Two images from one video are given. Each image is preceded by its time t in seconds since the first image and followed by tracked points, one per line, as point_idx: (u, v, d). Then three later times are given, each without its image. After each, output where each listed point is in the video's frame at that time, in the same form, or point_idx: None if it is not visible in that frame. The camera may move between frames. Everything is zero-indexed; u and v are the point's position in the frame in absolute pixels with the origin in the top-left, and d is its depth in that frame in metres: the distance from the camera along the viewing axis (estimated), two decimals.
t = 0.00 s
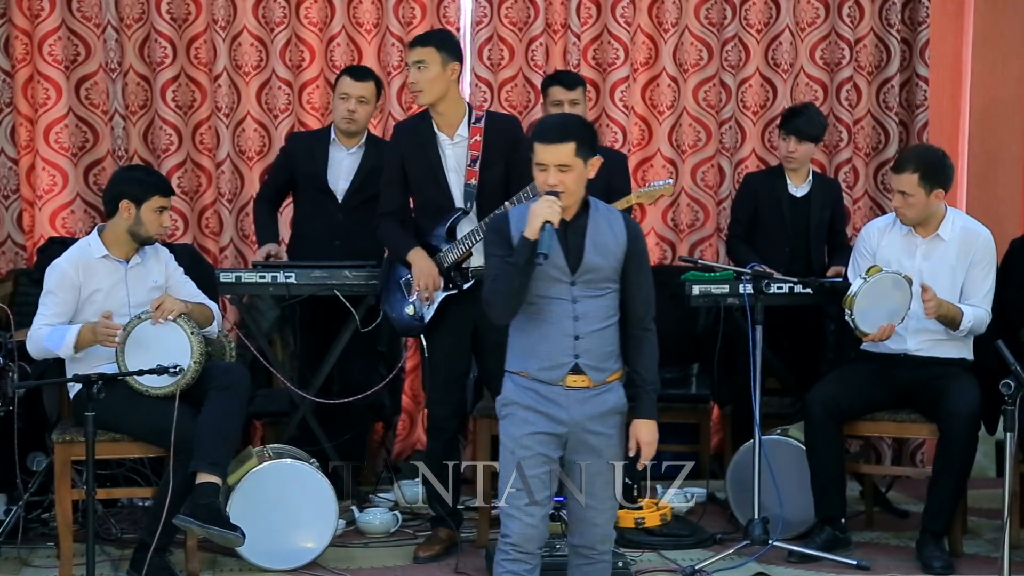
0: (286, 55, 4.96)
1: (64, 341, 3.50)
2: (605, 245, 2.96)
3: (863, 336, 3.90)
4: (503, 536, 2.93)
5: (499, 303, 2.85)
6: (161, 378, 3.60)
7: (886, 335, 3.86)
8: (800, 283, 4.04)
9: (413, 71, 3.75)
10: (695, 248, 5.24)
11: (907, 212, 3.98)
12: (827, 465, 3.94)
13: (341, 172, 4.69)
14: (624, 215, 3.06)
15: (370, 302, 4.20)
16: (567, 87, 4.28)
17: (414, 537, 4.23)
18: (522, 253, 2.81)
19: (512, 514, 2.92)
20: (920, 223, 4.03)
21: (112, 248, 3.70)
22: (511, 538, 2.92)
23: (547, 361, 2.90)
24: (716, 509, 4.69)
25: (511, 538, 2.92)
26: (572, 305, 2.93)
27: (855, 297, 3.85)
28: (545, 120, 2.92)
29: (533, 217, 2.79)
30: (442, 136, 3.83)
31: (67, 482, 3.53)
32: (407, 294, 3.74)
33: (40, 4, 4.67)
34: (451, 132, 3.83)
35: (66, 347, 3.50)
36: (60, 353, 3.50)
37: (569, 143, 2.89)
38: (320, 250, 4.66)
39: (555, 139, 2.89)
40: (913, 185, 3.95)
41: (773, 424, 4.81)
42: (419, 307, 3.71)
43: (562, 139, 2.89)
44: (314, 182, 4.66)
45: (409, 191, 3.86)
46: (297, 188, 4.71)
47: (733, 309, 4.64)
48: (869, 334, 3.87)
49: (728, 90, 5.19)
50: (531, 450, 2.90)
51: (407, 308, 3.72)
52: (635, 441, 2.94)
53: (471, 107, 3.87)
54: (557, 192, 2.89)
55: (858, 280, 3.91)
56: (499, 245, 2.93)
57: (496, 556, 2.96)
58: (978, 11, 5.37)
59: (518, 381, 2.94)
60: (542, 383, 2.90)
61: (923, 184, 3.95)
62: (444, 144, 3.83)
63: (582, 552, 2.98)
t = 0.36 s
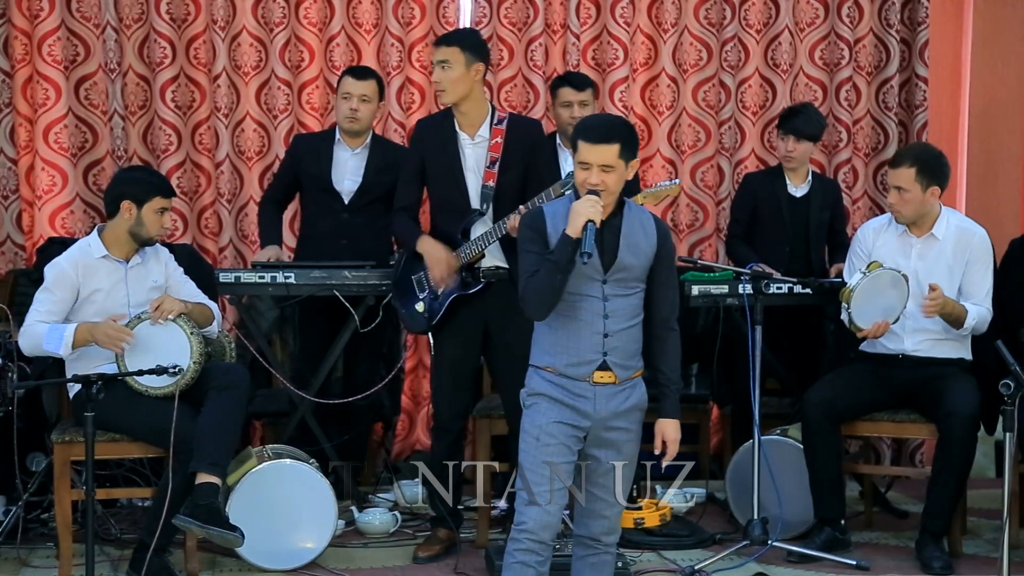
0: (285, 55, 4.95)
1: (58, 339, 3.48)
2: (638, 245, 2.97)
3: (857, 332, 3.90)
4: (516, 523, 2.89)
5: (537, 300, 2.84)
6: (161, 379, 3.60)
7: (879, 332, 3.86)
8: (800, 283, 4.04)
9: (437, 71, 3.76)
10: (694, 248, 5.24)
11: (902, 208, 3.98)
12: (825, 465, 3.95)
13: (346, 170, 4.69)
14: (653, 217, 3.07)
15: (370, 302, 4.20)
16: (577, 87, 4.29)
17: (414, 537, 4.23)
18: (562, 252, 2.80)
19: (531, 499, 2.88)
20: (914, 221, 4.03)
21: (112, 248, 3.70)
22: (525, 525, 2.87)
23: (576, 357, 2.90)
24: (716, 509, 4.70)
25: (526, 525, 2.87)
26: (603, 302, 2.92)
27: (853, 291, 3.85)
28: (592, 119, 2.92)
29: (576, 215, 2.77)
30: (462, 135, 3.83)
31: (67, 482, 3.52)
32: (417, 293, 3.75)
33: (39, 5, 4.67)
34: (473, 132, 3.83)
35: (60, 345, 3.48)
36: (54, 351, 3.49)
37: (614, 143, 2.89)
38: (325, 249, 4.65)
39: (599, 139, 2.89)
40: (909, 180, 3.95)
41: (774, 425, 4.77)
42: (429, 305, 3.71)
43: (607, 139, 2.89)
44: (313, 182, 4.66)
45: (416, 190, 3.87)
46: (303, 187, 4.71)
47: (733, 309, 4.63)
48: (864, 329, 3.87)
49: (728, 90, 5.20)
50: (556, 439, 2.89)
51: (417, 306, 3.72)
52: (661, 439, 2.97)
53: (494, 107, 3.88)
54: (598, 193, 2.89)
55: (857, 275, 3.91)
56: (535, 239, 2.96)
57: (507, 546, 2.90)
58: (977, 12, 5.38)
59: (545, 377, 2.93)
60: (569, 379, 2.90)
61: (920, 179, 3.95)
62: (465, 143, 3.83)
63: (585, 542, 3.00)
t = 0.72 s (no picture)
0: (285, 55, 4.95)
1: (59, 339, 3.50)
2: (643, 246, 2.98)
3: (857, 332, 3.90)
4: (514, 523, 2.87)
5: (539, 300, 2.83)
6: (160, 379, 3.60)
7: (880, 332, 3.86)
8: (799, 283, 4.03)
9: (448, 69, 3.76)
10: (694, 248, 5.24)
11: (903, 199, 3.98)
12: (825, 464, 3.95)
13: (348, 170, 4.69)
14: (657, 220, 3.09)
15: (370, 302, 4.19)
16: (584, 88, 4.29)
17: (414, 538, 4.23)
18: (565, 257, 2.79)
19: (531, 499, 2.86)
20: (914, 216, 4.03)
21: (112, 248, 3.69)
22: (523, 525, 2.86)
23: (579, 355, 2.90)
24: (715, 509, 4.70)
25: (524, 524, 2.86)
26: (607, 301, 2.93)
27: (855, 292, 3.84)
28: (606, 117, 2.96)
29: (579, 223, 2.76)
30: (472, 134, 3.83)
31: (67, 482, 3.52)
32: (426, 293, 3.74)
33: (39, 5, 4.68)
34: (483, 131, 3.83)
35: (61, 345, 3.49)
36: (55, 351, 3.50)
37: (620, 142, 2.91)
38: (325, 248, 4.64)
39: (607, 137, 2.91)
40: (912, 171, 3.96)
41: (773, 425, 4.78)
42: (438, 306, 3.70)
43: (614, 137, 2.91)
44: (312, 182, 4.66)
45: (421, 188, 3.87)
46: (306, 186, 4.71)
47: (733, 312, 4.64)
48: (864, 330, 3.87)
49: (727, 90, 5.21)
50: (557, 440, 2.88)
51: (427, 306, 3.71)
52: (666, 439, 3.01)
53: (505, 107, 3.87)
54: (597, 188, 2.92)
55: (860, 276, 3.89)
56: (541, 241, 2.95)
57: (504, 545, 2.89)
58: (977, 13, 5.38)
59: (548, 377, 2.92)
60: (573, 379, 2.90)
61: (923, 170, 3.96)
62: (475, 143, 3.82)
63: (584, 540, 2.99)
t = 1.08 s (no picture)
0: (285, 56, 4.96)
1: (59, 343, 3.49)
2: (623, 248, 3.00)
3: (860, 336, 3.90)
4: (499, 532, 2.91)
5: (525, 300, 2.83)
6: (159, 379, 3.60)
7: (883, 336, 3.86)
8: (798, 284, 4.01)
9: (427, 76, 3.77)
10: (693, 249, 5.24)
11: (901, 212, 3.99)
12: (825, 464, 3.95)
13: (344, 171, 4.70)
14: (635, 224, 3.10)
15: (370, 302, 4.19)
16: (585, 88, 4.28)
17: (413, 538, 4.23)
18: (551, 251, 2.79)
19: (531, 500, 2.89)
20: (913, 225, 4.03)
21: (112, 248, 3.69)
22: (508, 534, 2.90)
23: (561, 358, 2.90)
24: (715, 509, 4.70)
25: (510, 535, 2.89)
26: (588, 303, 2.94)
27: (856, 298, 3.84)
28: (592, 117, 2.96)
29: (565, 217, 2.77)
30: (458, 136, 3.83)
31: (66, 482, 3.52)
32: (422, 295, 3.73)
33: (38, 5, 4.68)
34: (468, 132, 3.83)
35: (63, 349, 3.49)
36: (55, 356, 3.50)
37: (604, 144, 2.92)
38: (319, 249, 4.65)
39: (591, 139, 2.92)
40: (908, 186, 3.95)
41: (771, 425, 4.79)
42: (435, 307, 3.69)
43: (598, 139, 2.92)
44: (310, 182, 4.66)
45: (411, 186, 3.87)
46: (302, 184, 4.71)
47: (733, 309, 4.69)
48: (868, 333, 3.87)
49: (726, 90, 5.21)
50: (541, 449, 2.89)
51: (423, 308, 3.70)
52: (642, 441, 3.01)
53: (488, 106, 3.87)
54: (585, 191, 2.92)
55: (860, 280, 3.90)
56: (523, 240, 2.96)
57: (489, 552, 2.93)
58: (977, 13, 5.38)
59: (530, 380, 2.92)
60: (555, 382, 2.90)
61: (918, 184, 3.95)
62: (460, 144, 3.82)
63: (575, 543, 3.00)
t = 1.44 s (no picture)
0: (285, 56, 4.96)
1: (62, 342, 3.51)
2: (586, 247, 2.98)
3: (860, 334, 3.90)
4: (477, 533, 2.95)
5: (486, 302, 2.84)
6: (160, 379, 3.60)
7: (882, 332, 3.86)
8: (799, 283, 4.03)
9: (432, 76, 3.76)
10: (693, 249, 5.24)
11: (899, 203, 3.98)
12: (825, 465, 3.94)
13: (333, 174, 4.68)
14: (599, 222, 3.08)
15: (370, 302, 4.19)
16: (584, 88, 4.28)
17: (414, 538, 4.23)
18: (513, 252, 2.80)
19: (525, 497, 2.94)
20: (911, 218, 4.03)
21: (112, 247, 3.69)
22: (487, 536, 2.93)
23: (522, 360, 2.90)
24: (715, 509, 4.70)
25: (488, 537, 2.93)
26: (551, 304, 2.93)
27: (854, 295, 3.84)
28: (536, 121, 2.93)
29: (528, 216, 2.77)
30: (456, 136, 3.82)
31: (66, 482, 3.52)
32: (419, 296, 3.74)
33: (39, 5, 4.68)
34: (465, 132, 3.83)
35: (64, 347, 3.50)
36: (57, 353, 3.51)
37: (562, 142, 2.90)
38: (313, 251, 4.66)
39: (547, 139, 2.89)
40: (907, 176, 3.95)
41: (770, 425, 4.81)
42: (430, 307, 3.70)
43: (555, 138, 2.89)
44: (309, 182, 4.66)
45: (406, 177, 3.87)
46: (293, 187, 4.71)
47: (733, 310, 4.62)
48: (867, 331, 3.87)
49: (727, 90, 5.21)
50: (507, 453, 2.91)
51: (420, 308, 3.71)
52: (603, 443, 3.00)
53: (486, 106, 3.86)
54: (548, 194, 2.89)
55: (857, 278, 3.90)
56: (484, 241, 2.98)
57: (468, 553, 2.97)
58: (977, 12, 5.38)
59: (491, 382, 2.92)
60: (519, 385, 2.90)
61: (919, 175, 3.95)
62: (458, 144, 3.82)
63: (561, 549, 3.00)
